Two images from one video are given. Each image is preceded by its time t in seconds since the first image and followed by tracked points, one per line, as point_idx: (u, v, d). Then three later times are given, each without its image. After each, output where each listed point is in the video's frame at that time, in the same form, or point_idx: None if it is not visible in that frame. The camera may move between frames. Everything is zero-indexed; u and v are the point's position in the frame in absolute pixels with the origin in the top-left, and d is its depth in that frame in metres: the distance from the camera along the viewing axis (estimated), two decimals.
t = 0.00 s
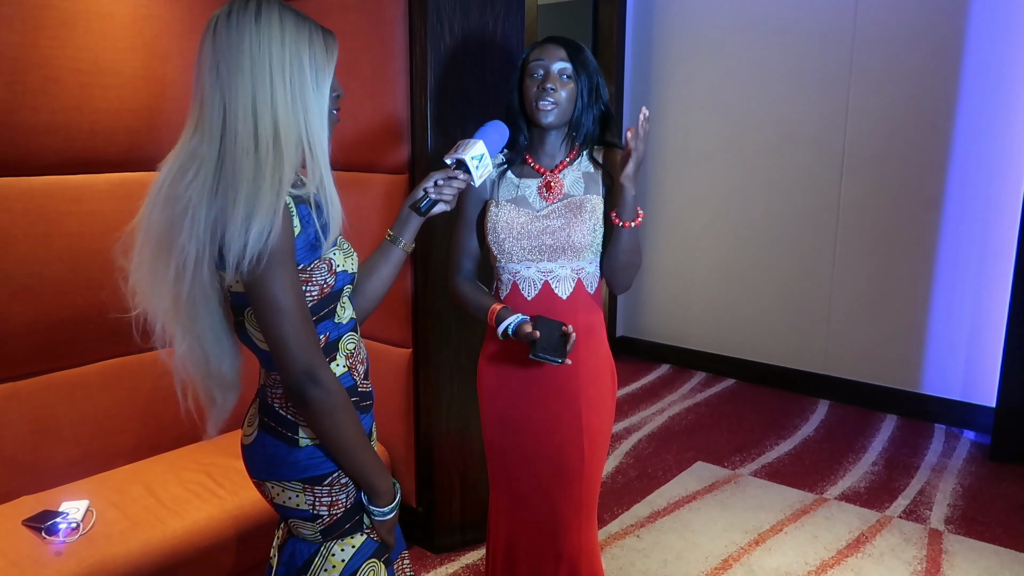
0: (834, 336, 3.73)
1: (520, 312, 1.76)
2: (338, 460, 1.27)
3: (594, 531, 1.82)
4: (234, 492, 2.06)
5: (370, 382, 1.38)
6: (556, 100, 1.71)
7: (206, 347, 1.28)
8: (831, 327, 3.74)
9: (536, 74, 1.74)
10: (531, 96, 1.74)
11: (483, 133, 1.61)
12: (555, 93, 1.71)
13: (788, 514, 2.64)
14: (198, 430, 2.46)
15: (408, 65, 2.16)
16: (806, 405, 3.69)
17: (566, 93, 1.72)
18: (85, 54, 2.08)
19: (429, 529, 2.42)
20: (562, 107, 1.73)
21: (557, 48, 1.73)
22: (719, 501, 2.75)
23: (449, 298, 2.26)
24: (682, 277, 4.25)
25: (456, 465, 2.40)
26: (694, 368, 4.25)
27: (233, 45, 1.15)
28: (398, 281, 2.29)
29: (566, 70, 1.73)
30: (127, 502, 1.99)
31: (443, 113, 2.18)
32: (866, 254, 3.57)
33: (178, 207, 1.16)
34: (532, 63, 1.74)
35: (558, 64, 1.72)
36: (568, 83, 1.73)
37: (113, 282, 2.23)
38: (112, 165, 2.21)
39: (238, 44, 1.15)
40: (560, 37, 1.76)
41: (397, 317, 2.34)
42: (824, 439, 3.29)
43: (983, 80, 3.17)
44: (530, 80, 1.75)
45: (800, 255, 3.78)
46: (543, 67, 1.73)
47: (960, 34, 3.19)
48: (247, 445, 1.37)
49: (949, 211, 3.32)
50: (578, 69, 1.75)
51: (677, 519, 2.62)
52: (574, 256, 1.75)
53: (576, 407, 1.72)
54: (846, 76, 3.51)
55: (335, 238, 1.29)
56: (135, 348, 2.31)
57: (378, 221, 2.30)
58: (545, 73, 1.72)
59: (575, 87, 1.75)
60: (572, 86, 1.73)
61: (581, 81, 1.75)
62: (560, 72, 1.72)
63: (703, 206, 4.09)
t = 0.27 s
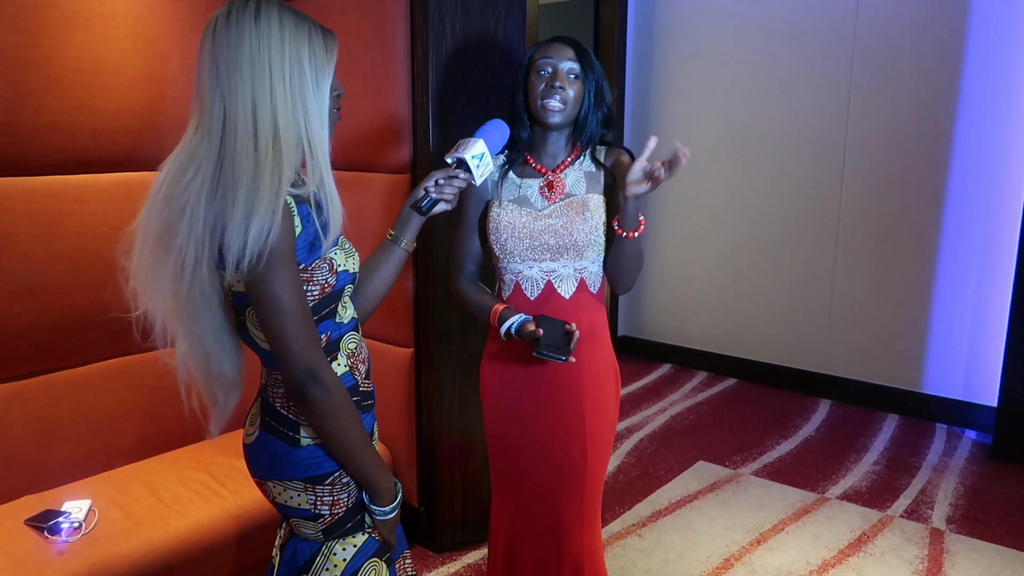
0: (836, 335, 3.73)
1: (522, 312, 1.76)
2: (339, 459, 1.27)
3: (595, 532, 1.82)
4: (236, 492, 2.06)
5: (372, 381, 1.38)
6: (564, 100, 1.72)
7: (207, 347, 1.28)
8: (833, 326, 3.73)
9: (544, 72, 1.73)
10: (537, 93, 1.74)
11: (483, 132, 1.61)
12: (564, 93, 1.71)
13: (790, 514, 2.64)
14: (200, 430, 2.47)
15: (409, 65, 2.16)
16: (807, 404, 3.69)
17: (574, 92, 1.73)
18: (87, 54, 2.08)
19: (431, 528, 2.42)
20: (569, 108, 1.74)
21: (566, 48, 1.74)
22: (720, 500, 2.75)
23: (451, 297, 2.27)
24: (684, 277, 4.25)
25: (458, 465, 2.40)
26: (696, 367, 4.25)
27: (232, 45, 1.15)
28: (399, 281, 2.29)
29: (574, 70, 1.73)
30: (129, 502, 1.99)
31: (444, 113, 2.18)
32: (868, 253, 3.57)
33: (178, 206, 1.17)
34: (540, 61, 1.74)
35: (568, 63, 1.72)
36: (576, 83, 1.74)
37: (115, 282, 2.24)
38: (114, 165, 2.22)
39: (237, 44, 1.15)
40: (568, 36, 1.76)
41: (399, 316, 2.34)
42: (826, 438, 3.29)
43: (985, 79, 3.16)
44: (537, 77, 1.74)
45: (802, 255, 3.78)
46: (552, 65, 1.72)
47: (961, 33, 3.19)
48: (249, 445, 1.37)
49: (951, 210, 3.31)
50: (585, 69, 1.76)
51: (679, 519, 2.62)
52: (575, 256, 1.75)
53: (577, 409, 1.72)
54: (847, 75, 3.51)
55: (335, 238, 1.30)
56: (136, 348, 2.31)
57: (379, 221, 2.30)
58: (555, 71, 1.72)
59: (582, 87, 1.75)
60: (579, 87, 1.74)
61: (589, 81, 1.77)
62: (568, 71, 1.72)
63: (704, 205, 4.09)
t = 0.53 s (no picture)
0: (835, 334, 3.73)
1: (522, 311, 1.77)
2: (338, 457, 1.28)
3: (595, 530, 1.82)
4: (236, 490, 2.07)
5: (371, 379, 1.38)
6: (565, 98, 1.72)
7: (205, 345, 1.28)
8: (832, 325, 3.74)
9: (545, 69, 1.73)
10: (538, 91, 1.73)
11: (483, 130, 1.61)
12: (565, 90, 1.71)
13: (790, 512, 2.65)
14: (200, 428, 2.47)
15: (410, 64, 2.16)
16: (807, 403, 3.70)
17: (575, 90, 1.73)
18: (86, 53, 2.08)
19: (431, 527, 2.42)
20: (570, 106, 1.73)
21: (568, 45, 1.73)
22: (720, 499, 2.76)
23: (451, 296, 2.27)
24: (684, 275, 4.26)
25: (458, 463, 2.40)
26: (695, 366, 4.26)
27: (234, 44, 1.14)
28: (399, 280, 2.30)
29: (576, 67, 1.73)
30: (129, 500, 1.99)
31: (444, 113, 2.18)
32: (867, 252, 3.57)
33: (177, 205, 1.17)
34: (541, 58, 1.74)
35: (569, 61, 1.72)
36: (578, 81, 1.74)
37: (115, 281, 2.24)
38: (114, 163, 2.22)
39: (240, 44, 1.14)
40: (569, 34, 1.76)
41: (399, 315, 2.35)
42: (825, 436, 3.29)
43: (984, 77, 3.16)
44: (538, 75, 1.74)
45: (801, 253, 3.78)
46: (553, 63, 1.72)
47: (961, 31, 3.19)
48: (249, 443, 1.37)
49: (951, 208, 3.32)
50: (587, 67, 1.75)
51: (679, 517, 2.62)
52: (574, 255, 1.75)
53: (577, 408, 1.72)
54: (847, 74, 3.51)
55: (335, 237, 1.30)
56: (136, 347, 2.32)
57: (380, 220, 2.31)
58: (556, 69, 1.72)
59: (583, 86, 1.75)
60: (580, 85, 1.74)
61: (591, 79, 1.76)
62: (570, 69, 1.72)
63: (704, 204, 4.09)
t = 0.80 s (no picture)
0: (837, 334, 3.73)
1: (521, 311, 1.77)
2: (340, 456, 1.28)
3: (595, 529, 1.82)
4: (238, 490, 2.07)
5: (373, 378, 1.38)
6: (561, 99, 1.71)
7: (207, 345, 1.28)
8: (834, 324, 3.73)
9: (541, 70, 1.73)
10: (535, 91, 1.74)
11: (483, 129, 1.61)
12: (561, 91, 1.71)
13: (791, 512, 2.64)
14: (202, 428, 2.47)
15: (411, 64, 2.16)
16: (809, 402, 3.69)
17: (571, 91, 1.73)
18: (88, 53, 2.08)
19: (432, 526, 2.42)
20: (566, 106, 1.73)
21: (563, 45, 1.73)
22: (721, 498, 2.75)
23: (452, 296, 2.27)
24: (685, 275, 4.25)
25: (459, 463, 2.40)
26: (697, 365, 4.26)
27: (236, 45, 1.14)
28: (400, 279, 2.30)
29: (572, 67, 1.73)
30: (131, 499, 2.00)
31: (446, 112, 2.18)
32: (869, 251, 3.57)
33: (180, 206, 1.17)
34: (537, 60, 1.74)
35: (564, 61, 1.72)
36: (574, 80, 1.73)
37: (117, 280, 2.24)
38: (116, 163, 2.22)
39: (242, 44, 1.14)
40: (565, 34, 1.76)
41: (400, 314, 2.35)
42: (827, 436, 3.29)
43: (985, 76, 3.16)
44: (534, 76, 1.74)
45: (803, 252, 3.78)
46: (549, 64, 1.72)
47: (963, 30, 3.19)
48: (250, 443, 1.37)
49: (952, 207, 3.31)
50: (584, 67, 1.75)
51: (680, 516, 2.62)
52: (575, 254, 1.75)
53: (577, 407, 1.72)
54: (848, 73, 3.51)
55: (336, 236, 1.30)
56: (137, 347, 2.32)
57: (381, 219, 2.31)
58: (551, 69, 1.72)
59: (580, 85, 1.75)
60: (576, 84, 1.73)
61: (587, 78, 1.76)
62: (566, 69, 1.72)
63: (705, 203, 4.09)
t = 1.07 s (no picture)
0: (836, 332, 3.73)
1: (520, 308, 1.77)
2: (340, 454, 1.28)
3: (594, 527, 1.82)
4: (237, 488, 2.07)
5: (372, 376, 1.38)
6: (557, 97, 1.71)
7: (206, 343, 1.28)
8: (833, 322, 3.74)
9: (537, 68, 1.73)
10: (531, 90, 1.73)
11: (482, 126, 1.61)
12: (558, 89, 1.71)
13: (790, 509, 2.65)
14: (201, 426, 2.47)
15: (410, 62, 2.16)
16: (807, 400, 3.70)
17: (568, 88, 1.72)
18: (87, 51, 2.08)
19: (431, 524, 2.43)
20: (563, 104, 1.73)
21: (560, 43, 1.73)
22: (720, 496, 2.76)
23: (451, 294, 2.27)
24: (684, 273, 4.26)
25: (458, 461, 2.40)
26: (696, 364, 4.26)
27: (235, 43, 1.14)
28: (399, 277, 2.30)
29: (568, 65, 1.73)
30: (130, 498, 2.00)
31: (445, 111, 2.18)
32: (868, 249, 3.57)
33: (179, 205, 1.16)
34: (533, 57, 1.74)
35: (561, 59, 1.72)
36: (570, 78, 1.73)
37: (116, 279, 2.24)
38: (114, 162, 2.22)
39: (242, 42, 1.14)
40: (562, 32, 1.76)
41: (399, 313, 2.35)
42: (826, 434, 3.29)
43: (984, 74, 3.16)
44: (531, 74, 1.74)
45: (801, 251, 3.78)
46: (545, 62, 1.72)
47: (962, 29, 3.19)
48: (249, 441, 1.37)
49: (951, 206, 3.32)
50: (580, 65, 1.75)
51: (679, 514, 2.62)
52: (574, 251, 1.75)
53: (575, 405, 1.73)
54: (847, 71, 3.51)
55: (335, 234, 1.30)
56: (137, 345, 2.32)
57: (380, 217, 2.31)
58: (548, 68, 1.72)
59: (576, 83, 1.75)
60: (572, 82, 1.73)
61: (584, 76, 1.76)
62: (562, 67, 1.72)
63: (704, 202, 4.09)
